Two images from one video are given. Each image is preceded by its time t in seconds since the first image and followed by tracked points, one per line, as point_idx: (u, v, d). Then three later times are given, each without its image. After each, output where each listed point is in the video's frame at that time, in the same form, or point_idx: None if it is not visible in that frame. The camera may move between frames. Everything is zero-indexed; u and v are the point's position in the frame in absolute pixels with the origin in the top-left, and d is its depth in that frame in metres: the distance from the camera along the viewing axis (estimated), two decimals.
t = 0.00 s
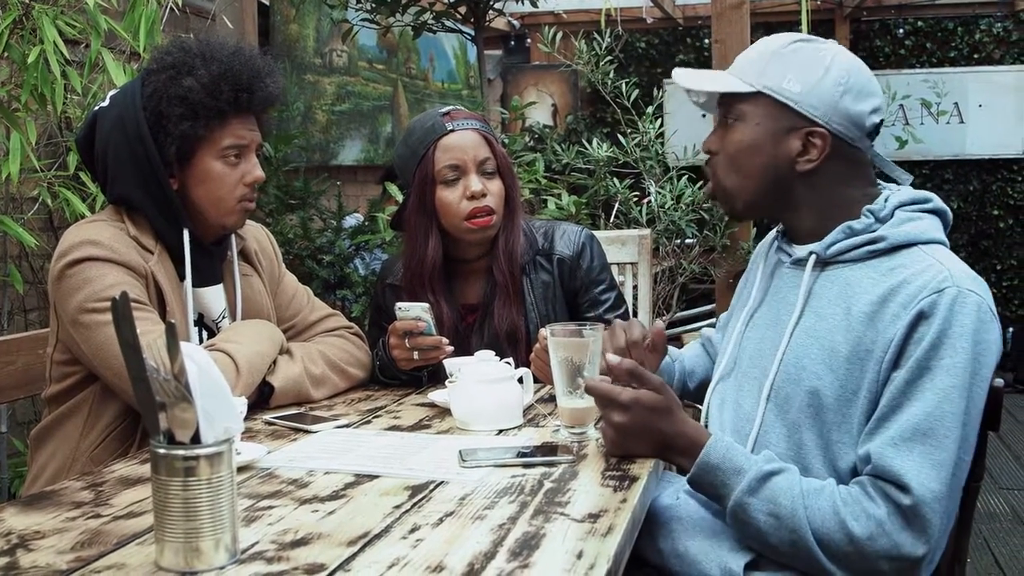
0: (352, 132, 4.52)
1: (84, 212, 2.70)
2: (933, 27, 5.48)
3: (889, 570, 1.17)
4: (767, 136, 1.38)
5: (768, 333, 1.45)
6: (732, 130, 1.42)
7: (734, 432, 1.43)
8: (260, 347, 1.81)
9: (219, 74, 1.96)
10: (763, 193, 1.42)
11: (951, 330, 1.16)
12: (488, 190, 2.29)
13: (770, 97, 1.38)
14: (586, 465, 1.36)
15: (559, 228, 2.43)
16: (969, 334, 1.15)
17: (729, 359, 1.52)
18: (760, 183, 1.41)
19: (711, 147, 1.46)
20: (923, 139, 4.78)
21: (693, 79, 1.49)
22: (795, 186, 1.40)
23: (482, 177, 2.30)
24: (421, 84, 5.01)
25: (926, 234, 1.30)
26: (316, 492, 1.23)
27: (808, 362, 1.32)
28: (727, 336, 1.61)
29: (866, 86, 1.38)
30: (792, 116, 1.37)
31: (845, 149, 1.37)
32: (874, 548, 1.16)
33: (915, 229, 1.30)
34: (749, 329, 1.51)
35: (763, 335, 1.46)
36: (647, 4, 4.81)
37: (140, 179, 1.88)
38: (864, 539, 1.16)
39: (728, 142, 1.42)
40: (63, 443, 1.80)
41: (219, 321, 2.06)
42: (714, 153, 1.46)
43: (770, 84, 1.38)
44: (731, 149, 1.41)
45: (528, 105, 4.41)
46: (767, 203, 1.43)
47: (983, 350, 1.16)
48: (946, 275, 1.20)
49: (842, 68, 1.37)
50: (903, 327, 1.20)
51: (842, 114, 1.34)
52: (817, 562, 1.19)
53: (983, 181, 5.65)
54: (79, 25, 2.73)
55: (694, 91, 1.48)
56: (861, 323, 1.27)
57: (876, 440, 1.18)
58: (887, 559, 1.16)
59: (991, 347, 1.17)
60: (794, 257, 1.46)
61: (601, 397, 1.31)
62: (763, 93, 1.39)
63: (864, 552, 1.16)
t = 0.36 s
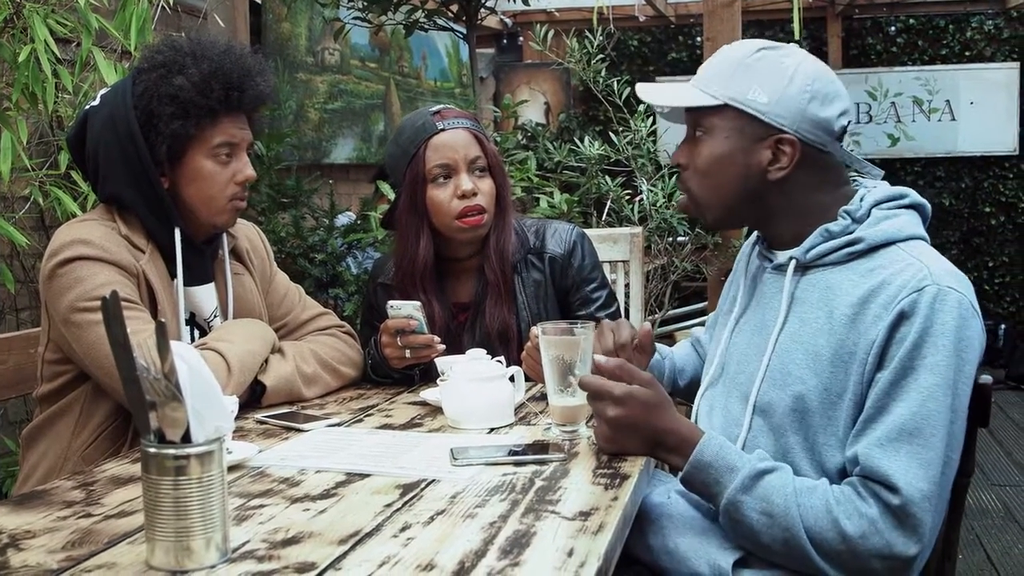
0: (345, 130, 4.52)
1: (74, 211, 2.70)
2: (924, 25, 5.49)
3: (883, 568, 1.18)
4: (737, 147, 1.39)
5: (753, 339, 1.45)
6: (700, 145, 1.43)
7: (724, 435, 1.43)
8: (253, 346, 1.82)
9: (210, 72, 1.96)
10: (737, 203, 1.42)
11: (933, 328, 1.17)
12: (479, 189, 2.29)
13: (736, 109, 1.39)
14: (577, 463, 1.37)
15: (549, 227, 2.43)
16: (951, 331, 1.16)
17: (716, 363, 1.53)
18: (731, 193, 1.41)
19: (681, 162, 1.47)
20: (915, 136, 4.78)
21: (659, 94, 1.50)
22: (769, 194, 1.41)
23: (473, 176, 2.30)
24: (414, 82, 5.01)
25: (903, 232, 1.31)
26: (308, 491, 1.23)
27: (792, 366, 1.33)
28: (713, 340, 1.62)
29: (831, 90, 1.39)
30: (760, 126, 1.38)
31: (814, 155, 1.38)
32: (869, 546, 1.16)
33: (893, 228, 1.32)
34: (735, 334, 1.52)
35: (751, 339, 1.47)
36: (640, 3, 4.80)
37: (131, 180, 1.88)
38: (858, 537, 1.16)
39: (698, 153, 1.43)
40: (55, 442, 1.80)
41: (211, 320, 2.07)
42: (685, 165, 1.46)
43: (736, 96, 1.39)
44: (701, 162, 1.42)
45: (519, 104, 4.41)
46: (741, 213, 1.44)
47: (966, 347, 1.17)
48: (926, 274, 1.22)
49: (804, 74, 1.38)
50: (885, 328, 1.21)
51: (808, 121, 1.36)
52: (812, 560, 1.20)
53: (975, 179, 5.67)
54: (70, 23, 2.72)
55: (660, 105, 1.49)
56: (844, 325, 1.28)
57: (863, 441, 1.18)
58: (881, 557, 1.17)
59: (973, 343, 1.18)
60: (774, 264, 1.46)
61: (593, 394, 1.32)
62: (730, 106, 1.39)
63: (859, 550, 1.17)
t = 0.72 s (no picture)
0: (341, 129, 4.52)
1: (70, 210, 2.69)
2: (920, 22, 5.48)
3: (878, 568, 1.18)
4: (769, 132, 1.38)
5: (757, 332, 1.46)
6: (731, 128, 1.41)
7: (722, 431, 1.44)
8: (246, 345, 1.81)
9: (206, 73, 1.96)
10: (764, 190, 1.41)
11: (936, 329, 1.17)
12: (478, 185, 2.30)
13: (770, 94, 1.38)
14: (574, 461, 1.37)
15: (541, 223, 2.43)
16: (955, 333, 1.16)
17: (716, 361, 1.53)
18: (760, 179, 1.40)
19: (707, 145, 1.46)
20: (911, 133, 4.81)
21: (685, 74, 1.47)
22: (795, 184, 1.40)
23: (473, 172, 2.31)
24: (409, 80, 5.01)
25: (913, 233, 1.31)
26: (305, 490, 1.24)
27: (796, 362, 1.33)
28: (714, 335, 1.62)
29: (862, 84, 1.39)
30: (794, 113, 1.37)
31: (842, 147, 1.38)
32: (865, 544, 1.16)
33: (903, 229, 1.32)
34: (738, 330, 1.52)
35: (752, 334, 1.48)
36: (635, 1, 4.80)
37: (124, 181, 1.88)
38: (855, 535, 1.16)
39: (729, 137, 1.41)
40: (50, 441, 1.80)
41: (206, 319, 2.06)
42: (711, 149, 1.44)
43: (771, 80, 1.37)
44: (733, 145, 1.40)
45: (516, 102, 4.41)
46: (767, 201, 1.43)
47: (970, 350, 1.17)
48: (932, 275, 1.22)
49: (838, 66, 1.38)
50: (890, 327, 1.22)
51: (841, 112, 1.36)
52: (807, 559, 1.20)
53: (972, 176, 5.67)
54: (66, 22, 2.71)
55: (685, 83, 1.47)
56: (848, 324, 1.28)
57: (864, 440, 1.19)
58: (877, 556, 1.17)
59: (977, 346, 1.18)
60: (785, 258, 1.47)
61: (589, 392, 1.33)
62: (764, 90, 1.38)
63: (855, 548, 1.17)
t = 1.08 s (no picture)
0: (343, 128, 4.53)
1: (73, 209, 2.69)
2: (922, 22, 5.46)
3: (890, 560, 1.17)
4: (804, 134, 1.31)
5: (768, 330, 1.47)
6: (762, 138, 1.31)
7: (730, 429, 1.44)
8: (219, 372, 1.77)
9: (208, 75, 1.97)
10: (803, 195, 1.34)
11: (943, 329, 1.16)
12: (482, 184, 2.30)
13: (795, 95, 1.31)
14: (578, 461, 1.37)
15: (541, 223, 2.42)
16: (964, 334, 1.15)
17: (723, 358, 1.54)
18: (802, 183, 1.32)
19: (737, 161, 1.33)
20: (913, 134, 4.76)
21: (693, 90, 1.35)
22: (828, 183, 1.35)
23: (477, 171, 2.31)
24: (411, 80, 4.99)
25: (925, 236, 1.31)
26: (309, 489, 1.24)
27: (804, 361, 1.33)
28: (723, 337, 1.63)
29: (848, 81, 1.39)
30: (820, 110, 1.32)
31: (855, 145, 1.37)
32: (874, 539, 1.16)
33: (914, 231, 1.31)
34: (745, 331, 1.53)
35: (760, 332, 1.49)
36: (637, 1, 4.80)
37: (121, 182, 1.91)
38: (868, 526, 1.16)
39: (762, 146, 1.31)
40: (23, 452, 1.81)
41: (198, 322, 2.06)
42: (744, 165, 1.33)
43: (793, 80, 1.31)
44: (773, 153, 1.30)
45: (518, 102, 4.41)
46: (804, 207, 1.35)
47: (978, 350, 1.16)
48: (940, 276, 1.21)
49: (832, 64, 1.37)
50: (899, 328, 1.21)
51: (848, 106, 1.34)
52: (828, 539, 1.19)
53: (973, 176, 5.61)
54: (68, 22, 2.71)
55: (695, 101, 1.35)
56: (857, 326, 1.28)
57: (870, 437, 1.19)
58: (888, 550, 1.16)
59: (986, 347, 1.17)
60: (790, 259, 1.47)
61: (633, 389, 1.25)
62: (791, 91, 1.31)
63: (865, 541, 1.17)
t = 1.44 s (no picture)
0: (347, 127, 4.54)
1: (79, 208, 2.70)
2: (928, 22, 5.42)
3: (949, 555, 1.12)
4: (741, 163, 1.33)
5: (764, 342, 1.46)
6: (699, 178, 1.35)
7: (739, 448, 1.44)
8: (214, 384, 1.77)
9: (200, 70, 2.03)
10: (752, 223, 1.36)
11: (933, 317, 1.15)
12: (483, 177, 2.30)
13: (724, 129, 1.34)
14: (582, 461, 1.37)
15: (555, 224, 2.43)
16: (955, 318, 1.14)
17: (720, 378, 1.56)
18: (751, 209, 1.35)
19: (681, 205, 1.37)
20: (918, 134, 4.65)
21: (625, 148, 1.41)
22: (777, 204, 1.36)
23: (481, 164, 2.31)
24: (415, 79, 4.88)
25: (898, 226, 1.31)
26: (313, 488, 1.24)
27: (799, 370, 1.33)
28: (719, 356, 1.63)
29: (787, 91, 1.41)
30: (754, 137, 1.34)
31: (803, 153, 1.38)
32: (924, 534, 1.12)
33: (886, 224, 1.32)
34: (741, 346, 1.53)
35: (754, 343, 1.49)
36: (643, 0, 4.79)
37: (113, 179, 1.95)
38: (914, 521, 1.12)
39: (703, 184, 1.34)
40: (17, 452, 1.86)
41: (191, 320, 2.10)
42: (691, 207, 1.36)
43: (719, 115, 1.34)
44: (715, 189, 1.33)
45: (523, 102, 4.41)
46: (757, 232, 1.37)
47: (974, 330, 1.14)
48: (920, 266, 1.21)
49: (766, 81, 1.38)
50: (889, 323, 1.21)
51: (788, 118, 1.36)
52: (879, 548, 1.15)
53: (978, 177, 5.55)
54: (74, 20, 2.72)
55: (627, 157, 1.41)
56: (846, 328, 1.27)
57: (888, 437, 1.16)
58: (942, 542, 1.12)
59: (980, 327, 1.15)
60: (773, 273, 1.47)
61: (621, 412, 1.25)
62: (718, 127, 1.34)
63: (914, 537, 1.13)
